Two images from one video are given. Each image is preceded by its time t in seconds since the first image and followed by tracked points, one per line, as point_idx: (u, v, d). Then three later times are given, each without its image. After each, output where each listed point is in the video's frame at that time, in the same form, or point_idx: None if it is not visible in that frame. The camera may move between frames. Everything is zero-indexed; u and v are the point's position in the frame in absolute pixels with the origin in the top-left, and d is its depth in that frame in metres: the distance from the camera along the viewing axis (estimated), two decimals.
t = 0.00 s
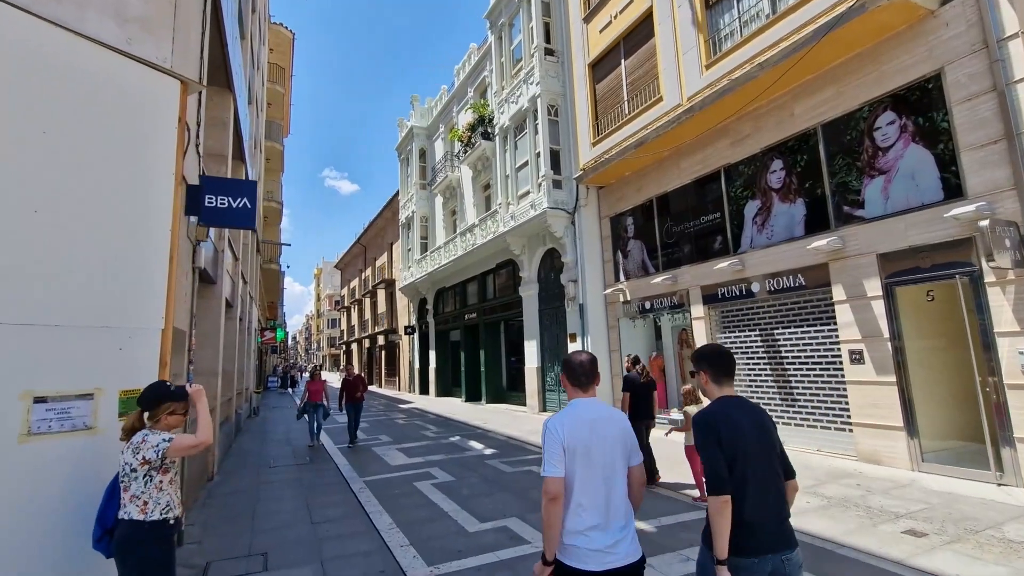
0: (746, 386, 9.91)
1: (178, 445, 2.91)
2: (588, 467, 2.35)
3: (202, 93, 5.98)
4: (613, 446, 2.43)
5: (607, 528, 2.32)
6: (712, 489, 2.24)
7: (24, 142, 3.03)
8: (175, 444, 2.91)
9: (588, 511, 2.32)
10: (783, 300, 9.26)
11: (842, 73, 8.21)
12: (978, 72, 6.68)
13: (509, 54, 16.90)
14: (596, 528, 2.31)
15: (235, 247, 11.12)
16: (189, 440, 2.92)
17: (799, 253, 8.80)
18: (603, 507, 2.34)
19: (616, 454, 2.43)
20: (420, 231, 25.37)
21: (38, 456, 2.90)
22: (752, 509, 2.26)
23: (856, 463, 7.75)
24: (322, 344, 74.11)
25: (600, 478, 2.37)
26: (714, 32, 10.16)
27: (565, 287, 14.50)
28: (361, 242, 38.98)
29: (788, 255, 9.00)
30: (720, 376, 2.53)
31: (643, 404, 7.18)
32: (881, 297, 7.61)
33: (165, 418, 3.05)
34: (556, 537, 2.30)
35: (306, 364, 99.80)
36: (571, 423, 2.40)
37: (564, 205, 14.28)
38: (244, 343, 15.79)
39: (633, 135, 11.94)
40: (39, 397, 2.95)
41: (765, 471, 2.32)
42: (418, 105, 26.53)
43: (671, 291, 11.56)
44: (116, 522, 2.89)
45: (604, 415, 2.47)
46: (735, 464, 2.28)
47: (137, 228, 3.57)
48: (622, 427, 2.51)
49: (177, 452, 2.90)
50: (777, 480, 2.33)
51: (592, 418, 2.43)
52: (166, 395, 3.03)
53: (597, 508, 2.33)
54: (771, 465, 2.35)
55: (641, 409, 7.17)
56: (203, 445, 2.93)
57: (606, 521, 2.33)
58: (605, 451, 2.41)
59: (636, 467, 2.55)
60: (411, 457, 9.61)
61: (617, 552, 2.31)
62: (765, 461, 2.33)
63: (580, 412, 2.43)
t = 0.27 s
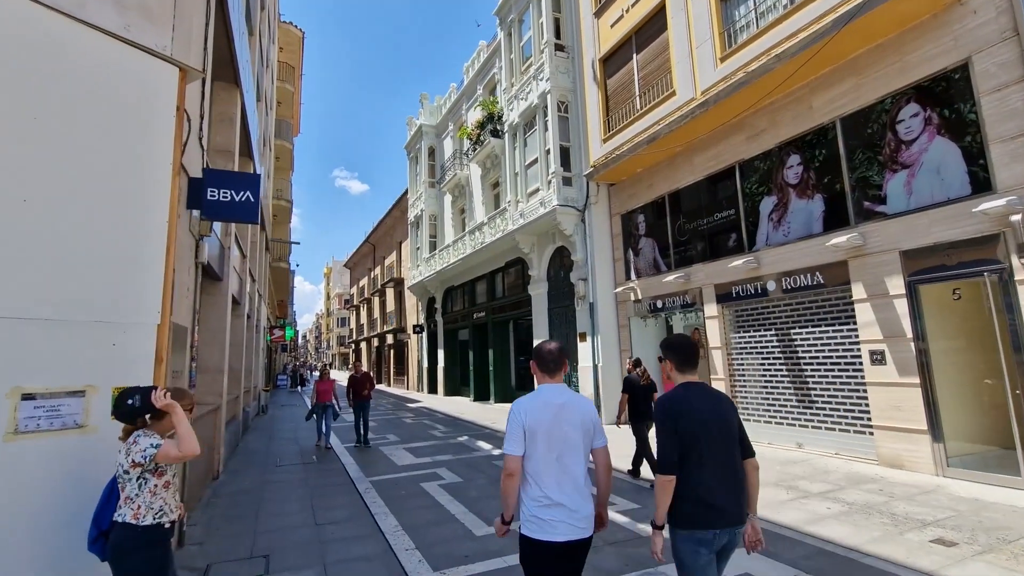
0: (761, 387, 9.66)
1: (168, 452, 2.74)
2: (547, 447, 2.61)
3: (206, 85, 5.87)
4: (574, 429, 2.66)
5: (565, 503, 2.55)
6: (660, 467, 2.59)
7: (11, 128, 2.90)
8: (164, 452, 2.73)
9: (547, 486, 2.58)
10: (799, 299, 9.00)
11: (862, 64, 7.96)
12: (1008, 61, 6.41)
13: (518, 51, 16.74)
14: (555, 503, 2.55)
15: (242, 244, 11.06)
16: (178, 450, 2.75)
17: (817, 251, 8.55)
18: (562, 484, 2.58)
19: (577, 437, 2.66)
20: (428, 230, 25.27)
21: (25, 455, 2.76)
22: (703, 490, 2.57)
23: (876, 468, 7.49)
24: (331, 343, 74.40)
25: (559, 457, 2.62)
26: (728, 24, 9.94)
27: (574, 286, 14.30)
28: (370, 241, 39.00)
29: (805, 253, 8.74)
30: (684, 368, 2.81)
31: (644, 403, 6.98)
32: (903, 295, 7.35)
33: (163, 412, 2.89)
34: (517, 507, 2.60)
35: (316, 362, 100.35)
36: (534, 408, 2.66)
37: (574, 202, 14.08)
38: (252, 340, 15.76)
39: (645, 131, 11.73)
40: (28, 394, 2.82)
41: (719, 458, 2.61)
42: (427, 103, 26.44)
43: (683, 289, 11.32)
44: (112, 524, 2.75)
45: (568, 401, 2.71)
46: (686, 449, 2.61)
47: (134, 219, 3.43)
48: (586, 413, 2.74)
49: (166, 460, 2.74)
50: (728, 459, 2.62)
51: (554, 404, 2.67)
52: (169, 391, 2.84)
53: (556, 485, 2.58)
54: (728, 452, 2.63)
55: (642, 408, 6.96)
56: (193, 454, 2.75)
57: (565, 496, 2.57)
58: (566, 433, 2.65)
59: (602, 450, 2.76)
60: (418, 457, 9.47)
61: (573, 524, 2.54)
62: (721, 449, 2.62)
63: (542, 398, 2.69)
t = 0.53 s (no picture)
0: (775, 381, 9.43)
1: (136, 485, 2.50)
2: (516, 441, 2.72)
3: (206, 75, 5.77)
4: (544, 426, 2.77)
5: (531, 495, 2.65)
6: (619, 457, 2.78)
7: None
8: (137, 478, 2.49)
9: (515, 477, 2.69)
10: (815, 291, 8.76)
11: (882, 47, 7.67)
12: None
13: (526, 41, 16.52)
14: (522, 493, 2.65)
15: (248, 237, 11.01)
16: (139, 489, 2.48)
17: (833, 241, 8.30)
18: (529, 476, 2.68)
19: (547, 433, 2.76)
20: (437, 224, 25.16)
21: (12, 451, 2.65)
22: (659, 478, 2.70)
23: (895, 464, 7.26)
24: (342, 338, 74.79)
25: (528, 451, 2.72)
26: (741, 10, 9.66)
27: (583, 279, 14.10)
28: (379, 236, 39.03)
29: (821, 244, 8.49)
30: (653, 367, 2.94)
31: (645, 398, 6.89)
32: (925, 287, 7.08)
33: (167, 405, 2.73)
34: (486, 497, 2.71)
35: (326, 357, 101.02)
36: (507, 404, 2.81)
37: (583, 194, 13.86)
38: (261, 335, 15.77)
39: (655, 121, 11.50)
40: (14, 388, 2.70)
41: (672, 447, 2.72)
42: (434, 97, 26.28)
43: (695, 282, 11.10)
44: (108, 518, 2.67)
45: (540, 399, 2.83)
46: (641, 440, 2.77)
47: (124, 206, 3.31)
48: (558, 412, 2.84)
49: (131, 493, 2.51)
50: (685, 453, 2.73)
51: (527, 401, 2.79)
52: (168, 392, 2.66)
53: (523, 477, 2.68)
54: (681, 440, 2.74)
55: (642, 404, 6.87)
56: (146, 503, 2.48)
57: (531, 489, 2.66)
58: (536, 428, 2.76)
59: (573, 448, 2.85)
60: (425, 452, 9.37)
61: (536, 515, 2.64)
62: (673, 437, 2.73)
63: (516, 395, 2.82)
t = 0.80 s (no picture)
0: (785, 375, 9.23)
1: (127, 476, 2.47)
2: (491, 418, 2.98)
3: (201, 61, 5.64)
4: (515, 403, 3.05)
5: (505, 465, 2.94)
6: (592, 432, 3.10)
7: None
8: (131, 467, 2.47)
9: (490, 450, 2.96)
10: (827, 282, 8.53)
11: (899, 29, 7.39)
12: None
13: (532, 30, 16.25)
14: (496, 464, 2.93)
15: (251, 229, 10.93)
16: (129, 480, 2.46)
17: (847, 231, 8.05)
18: (503, 449, 2.96)
19: (518, 410, 3.03)
20: (443, 217, 25.03)
21: None
22: (626, 454, 3.06)
23: (910, 461, 7.05)
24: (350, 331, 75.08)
25: (501, 427, 2.98)
26: None
27: (590, 271, 13.89)
28: (386, 229, 38.97)
29: (834, 234, 8.26)
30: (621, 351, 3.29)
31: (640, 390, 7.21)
32: (943, 278, 6.84)
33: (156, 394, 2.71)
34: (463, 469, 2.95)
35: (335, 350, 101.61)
36: (480, 384, 3.05)
37: (590, 185, 13.63)
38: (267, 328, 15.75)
39: (663, 109, 11.26)
40: None
41: (640, 427, 3.11)
42: (440, 88, 26.06)
43: (703, 274, 10.88)
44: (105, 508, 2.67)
45: (511, 379, 3.10)
46: (613, 418, 3.11)
47: (106, 191, 3.17)
48: (528, 390, 3.12)
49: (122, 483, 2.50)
50: (648, 427, 3.13)
51: (500, 381, 3.05)
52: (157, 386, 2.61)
53: (497, 450, 2.95)
54: (649, 421, 3.14)
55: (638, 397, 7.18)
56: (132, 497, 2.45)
57: (503, 460, 2.95)
58: (508, 405, 3.03)
59: (540, 422, 3.16)
60: (429, 445, 9.28)
61: (510, 483, 2.94)
62: (642, 419, 3.12)
63: (489, 374, 3.06)
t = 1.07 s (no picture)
0: (808, 374, 8.92)
1: (145, 465, 2.52)
2: (469, 416, 3.25)
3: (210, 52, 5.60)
4: (494, 402, 3.31)
5: (483, 460, 3.20)
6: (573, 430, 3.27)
7: None
8: (148, 456, 2.53)
9: (469, 446, 3.22)
10: (853, 279, 8.20)
11: (933, 11, 7.01)
12: None
13: (550, 21, 16.02)
14: (475, 459, 3.19)
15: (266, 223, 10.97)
16: (147, 468, 2.52)
17: (875, 225, 7.71)
18: (481, 445, 3.22)
19: (496, 409, 3.29)
20: (460, 211, 24.98)
21: None
22: (604, 451, 3.24)
23: (939, 465, 6.73)
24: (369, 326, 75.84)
25: (479, 424, 3.24)
26: None
27: (606, 267, 13.65)
28: (404, 223, 39.13)
29: (861, 228, 7.91)
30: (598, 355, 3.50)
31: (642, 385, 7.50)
32: (978, 274, 6.49)
33: (161, 386, 2.75)
34: (445, 464, 3.22)
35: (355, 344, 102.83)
36: (461, 385, 3.33)
37: (607, 178, 13.38)
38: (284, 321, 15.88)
39: (683, 100, 10.97)
40: None
41: (617, 426, 3.31)
42: (458, 82, 25.97)
43: (724, 269, 10.59)
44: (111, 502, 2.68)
45: (489, 381, 3.36)
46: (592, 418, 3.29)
47: (102, 180, 3.10)
48: (506, 391, 3.38)
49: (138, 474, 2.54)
50: (624, 425, 3.33)
51: (479, 382, 3.32)
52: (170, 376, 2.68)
53: (476, 447, 3.22)
54: (625, 421, 3.34)
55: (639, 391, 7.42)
56: (152, 485, 2.53)
57: (482, 455, 3.21)
58: (487, 405, 3.29)
59: (518, 420, 3.40)
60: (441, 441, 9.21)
61: (488, 476, 3.19)
62: (619, 418, 3.32)
63: (469, 376, 3.34)
